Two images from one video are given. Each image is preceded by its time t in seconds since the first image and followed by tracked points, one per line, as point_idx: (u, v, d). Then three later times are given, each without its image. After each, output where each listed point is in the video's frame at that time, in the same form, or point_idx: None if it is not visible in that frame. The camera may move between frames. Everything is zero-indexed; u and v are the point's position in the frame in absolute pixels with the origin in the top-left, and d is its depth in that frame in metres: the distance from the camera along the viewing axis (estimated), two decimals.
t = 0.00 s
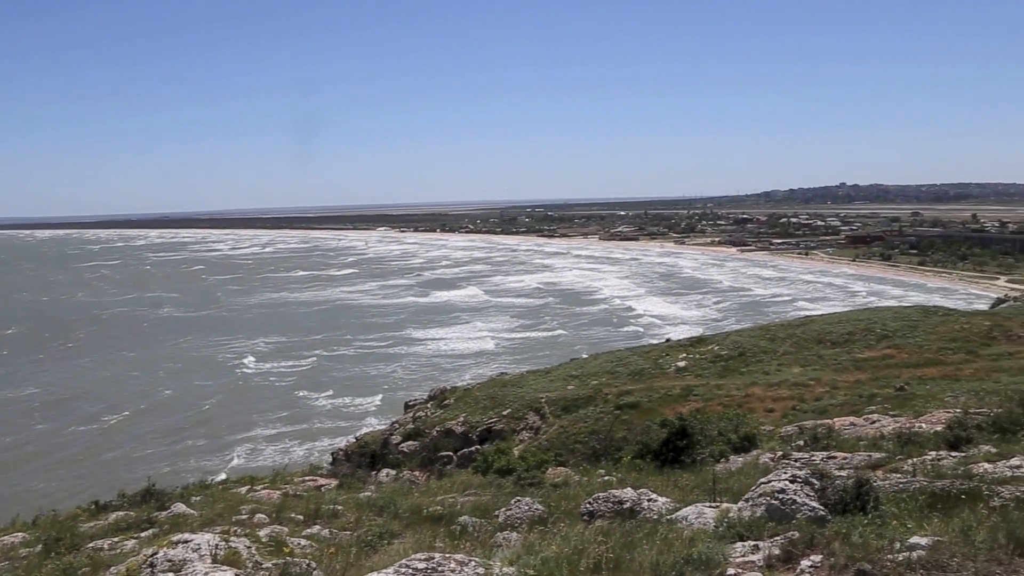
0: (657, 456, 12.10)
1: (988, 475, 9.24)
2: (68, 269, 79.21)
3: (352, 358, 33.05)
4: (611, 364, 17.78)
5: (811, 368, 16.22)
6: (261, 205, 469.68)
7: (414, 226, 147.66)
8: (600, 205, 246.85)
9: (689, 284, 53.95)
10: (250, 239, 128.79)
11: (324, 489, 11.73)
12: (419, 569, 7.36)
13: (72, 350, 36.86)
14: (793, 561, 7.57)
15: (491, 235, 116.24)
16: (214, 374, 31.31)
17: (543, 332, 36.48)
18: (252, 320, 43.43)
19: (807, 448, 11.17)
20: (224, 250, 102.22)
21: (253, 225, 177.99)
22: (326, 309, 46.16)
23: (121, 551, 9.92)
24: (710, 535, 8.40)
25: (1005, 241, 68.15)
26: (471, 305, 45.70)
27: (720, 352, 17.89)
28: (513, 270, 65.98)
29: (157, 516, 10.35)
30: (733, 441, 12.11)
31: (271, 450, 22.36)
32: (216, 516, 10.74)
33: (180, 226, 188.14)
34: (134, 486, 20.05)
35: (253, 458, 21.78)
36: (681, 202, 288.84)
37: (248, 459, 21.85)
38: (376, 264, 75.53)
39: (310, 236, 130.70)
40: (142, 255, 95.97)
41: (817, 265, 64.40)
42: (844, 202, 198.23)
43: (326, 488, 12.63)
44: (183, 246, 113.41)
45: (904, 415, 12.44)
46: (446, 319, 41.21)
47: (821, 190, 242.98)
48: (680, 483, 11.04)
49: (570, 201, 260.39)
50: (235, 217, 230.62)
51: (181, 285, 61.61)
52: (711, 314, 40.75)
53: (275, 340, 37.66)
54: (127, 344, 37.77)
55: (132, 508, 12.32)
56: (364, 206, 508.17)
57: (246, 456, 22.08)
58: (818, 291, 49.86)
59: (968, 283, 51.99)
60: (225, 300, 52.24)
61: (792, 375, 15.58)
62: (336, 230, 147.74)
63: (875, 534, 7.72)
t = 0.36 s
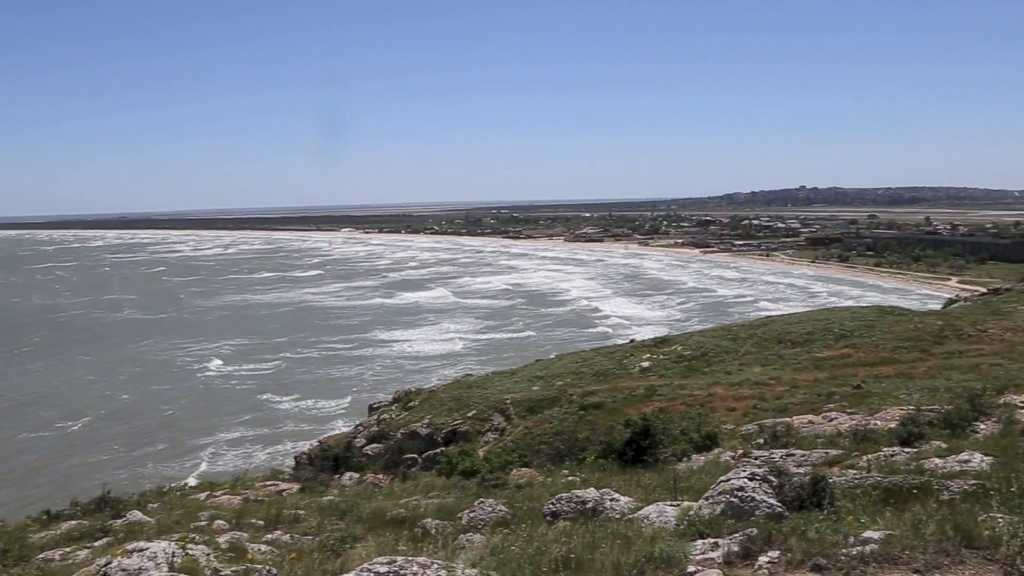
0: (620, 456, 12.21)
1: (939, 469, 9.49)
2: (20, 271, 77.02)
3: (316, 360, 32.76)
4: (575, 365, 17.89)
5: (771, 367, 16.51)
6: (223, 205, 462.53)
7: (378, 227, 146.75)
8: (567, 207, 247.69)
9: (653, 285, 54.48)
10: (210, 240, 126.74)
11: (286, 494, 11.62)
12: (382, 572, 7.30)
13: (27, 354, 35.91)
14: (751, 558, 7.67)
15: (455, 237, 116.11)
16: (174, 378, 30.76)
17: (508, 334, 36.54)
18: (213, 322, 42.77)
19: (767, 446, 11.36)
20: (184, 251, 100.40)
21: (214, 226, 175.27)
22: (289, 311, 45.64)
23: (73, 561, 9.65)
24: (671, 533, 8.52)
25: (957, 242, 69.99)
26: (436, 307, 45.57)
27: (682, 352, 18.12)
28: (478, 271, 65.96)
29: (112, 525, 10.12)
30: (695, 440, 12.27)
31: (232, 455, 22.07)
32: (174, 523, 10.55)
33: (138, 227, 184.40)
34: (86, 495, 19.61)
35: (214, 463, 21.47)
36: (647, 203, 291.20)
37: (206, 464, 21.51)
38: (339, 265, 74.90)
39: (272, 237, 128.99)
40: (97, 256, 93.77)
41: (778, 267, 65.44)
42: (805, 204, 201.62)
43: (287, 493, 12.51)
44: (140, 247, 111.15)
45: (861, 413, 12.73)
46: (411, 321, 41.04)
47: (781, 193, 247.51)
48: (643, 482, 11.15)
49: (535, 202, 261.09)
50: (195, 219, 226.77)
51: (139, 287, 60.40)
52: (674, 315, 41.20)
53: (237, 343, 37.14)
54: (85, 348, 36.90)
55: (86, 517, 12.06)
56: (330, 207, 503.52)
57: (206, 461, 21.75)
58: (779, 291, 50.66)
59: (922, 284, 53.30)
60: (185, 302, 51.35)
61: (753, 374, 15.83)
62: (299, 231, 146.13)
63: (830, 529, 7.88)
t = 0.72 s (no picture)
0: (591, 455, 12.26)
1: (901, 464, 9.66)
2: None
3: (287, 361, 32.43)
4: (546, 364, 17.92)
5: (740, 366, 16.69)
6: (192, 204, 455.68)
7: (348, 226, 145.68)
8: (539, 207, 247.91)
9: (624, 284, 54.80)
10: (176, 239, 124.68)
11: (254, 496, 11.49)
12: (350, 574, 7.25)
13: None
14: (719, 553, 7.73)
15: (426, 236, 115.75)
16: (139, 380, 30.23)
17: (480, 333, 36.50)
18: (180, 323, 42.12)
19: (735, 443, 11.48)
20: (149, 251, 98.66)
21: (181, 225, 172.60)
22: (258, 311, 45.11)
23: (32, 569, 9.41)
24: (641, 530, 8.57)
25: (919, 242, 71.40)
26: (408, 307, 45.37)
27: (652, 351, 18.24)
28: (449, 271, 65.81)
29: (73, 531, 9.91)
30: (665, 438, 12.36)
31: (199, 458, 21.75)
32: (138, 528, 10.36)
33: (103, 226, 180.97)
34: (44, 500, 19.18)
35: (180, 466, 21.14)
36: (619, 203, 292.77)
37: (171, 468, 21.15)
38: (309, 265, 74.20)
39: (240, 237, 127.41)
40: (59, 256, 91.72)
41: (747, 266, 66.22)
42: (773, 205, 203.76)
43: (255, 496, 12.36)
44: (104, 246, 109.08)
45: (826, 410, 12.93)
46: (382, 321, 40.80)
47: (750, 194, 250.41)
48: (613, 480, 11.21)
49: (506, 202, 260.99)
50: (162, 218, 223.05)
51: (103, 287, 59.25)
52: (644, 315, 41.47)
53: (204, 344, 36.62)
54: (47, 350, 36.10)
55: (47, 523, 11.80)
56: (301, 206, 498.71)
57: (172, 464, 21.42)
58: (748, 291, 51.27)
59: (886, 284, 54.29)
60: (152, 302, 50.50)
61: (722, 372, 16.00)
62: (268, 230, 144.49)
63: (796, 525, 7.99)
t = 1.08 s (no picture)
0: (570, 451, 12.25)
1: (876, 458, 9.75)
2: None
3: (263, 357, 32.13)
4: (526, 361, 17.88)
5: (718, 361, 16.77)
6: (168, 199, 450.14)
7: (325, 221, 144.63)
8: (517, 203, 247.67)
9: (603, 280, 54.91)
10: (151, 234, 123.00)
11: (229, 495, 11.35)
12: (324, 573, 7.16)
13: None
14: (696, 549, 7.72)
15: (405, 231, 115.28)
16: (112, 377, 29.77)
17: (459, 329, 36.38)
18: (155, 319, 41.55)
19: (713, 439, 11.53)
20: (123, 245, 97.21)
21: (156, 220, 170.37)
22: (235, 307, 44.63)
23: None
24: (619, 526, 8.57)
25: (894, 238, 72.33)
26: (387, 302, 45.11)
27: (632, 347, 18.26)
28: (429, 266, 65.57)
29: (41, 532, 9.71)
30: (644, 434, 12.38)
31: (173, 456, 21.46)
32: (109, 528, 10.18)
33: (75, 220, 178.12)
34: (12, 501, 18.79)
35: (153, 465, 20.85)
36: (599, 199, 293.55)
37: (144, 467, 20.84)
38: (286, 260, 73.52)
39: (217, 231, 126.11)
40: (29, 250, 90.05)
41: (726, 262, 66.69)
42: (751, 201, 204.94)
43: (231, 494, 12.21)
44: (76, 241, 107.27)
45: (803, 405, 13.02)
46: (361, 316, 40.54)
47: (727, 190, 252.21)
48: (592, 477, 11.20)
49: (485, 197, 260.56)
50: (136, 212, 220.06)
51: (75, 282, 58.28)
52: (623, 311, 41.57)
53: (180, 340, 36.14)
54: (18, 346, 35.45)
55: (16, 524, 11.58)
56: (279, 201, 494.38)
57: (145, 463, 21.12)
58: (726, 287, 51.57)
59: (861, 280, 54.88)
60: (126, 298, 49.77)
61: (701, 368, 16.06)
62: (244, 225, 143.06)
63: (772, 520, 8.02)
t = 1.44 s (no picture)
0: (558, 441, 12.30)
1: (864, 448, 9.84)
2: None
3: (253, 347, 32.05)
4: (513, 350, 17.91)
5: (706, 351, 16.85)
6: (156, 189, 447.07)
7: (313, 211, 144.11)
8: (506, 193, 247.43)
9: (592, 270, 55.05)
10: (136, 224, 122.12)
11: (217, 484, 11.34)
12: (314, 562, 7.18)
13: None
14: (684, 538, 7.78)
15: (393, 221, 115.12)
16: (101, 368, 29.62)
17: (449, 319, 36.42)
18: (143, 309, 41.32)
19: (701, 429, 11.59)
20: (108, 235, 96.47)
21: (142, 210, 169.38)
22: (223, 297, 44.45)
23: None
24: (607, 516, 8.62)
25: (881, 229, 72.84)
26: (376, 292, 45.05)
27: (620, 337, 18.33)
28: (417, 256, 65.51)
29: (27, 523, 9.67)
30: (631, 424, 12.44)
31: (160, 446, 21.42)
32: (96, 519, 10.15)
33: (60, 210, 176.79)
34: None
35: (139, 455, 20.79)
36: (588, 189, 293.71)
37: (132, 457, 20.81)
38: (273, 250, 73.20)
39: (203, 222, 125.35)
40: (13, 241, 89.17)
41: (714, 252, 67.00)
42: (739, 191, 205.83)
43: (219, 485, 12.21)
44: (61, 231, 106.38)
45: (791, 395, 13.10)
46: (351, 306, 40.50)
47: (716, 181, 252.80)
48: (580, 467, 11.26)
49: (474, 187, 260.10)
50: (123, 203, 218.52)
51: (61, 272, 57.83)
52: (612, 301, 41.70)
53: (168, 330, 35.98)
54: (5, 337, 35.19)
55: None
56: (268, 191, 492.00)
57: (133, 453, 21.07)
58: (714, 277, 51.71)
59: (848, 270, 55.25)
60: (112, 288, 49.45)
61: (689, 358, 16.13)
62: (231, 215, 142.34)
63: (760, 510, 8.09)
